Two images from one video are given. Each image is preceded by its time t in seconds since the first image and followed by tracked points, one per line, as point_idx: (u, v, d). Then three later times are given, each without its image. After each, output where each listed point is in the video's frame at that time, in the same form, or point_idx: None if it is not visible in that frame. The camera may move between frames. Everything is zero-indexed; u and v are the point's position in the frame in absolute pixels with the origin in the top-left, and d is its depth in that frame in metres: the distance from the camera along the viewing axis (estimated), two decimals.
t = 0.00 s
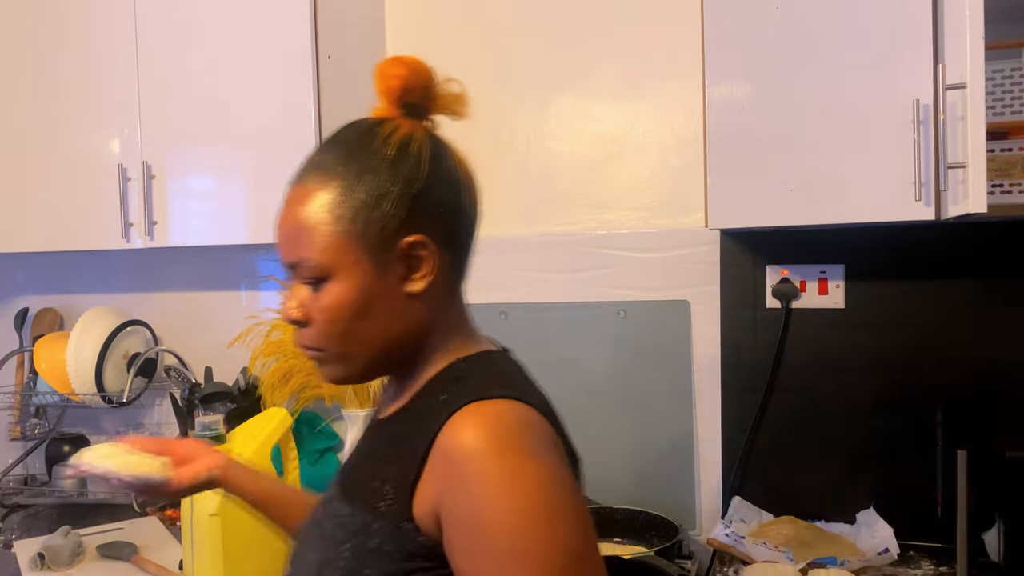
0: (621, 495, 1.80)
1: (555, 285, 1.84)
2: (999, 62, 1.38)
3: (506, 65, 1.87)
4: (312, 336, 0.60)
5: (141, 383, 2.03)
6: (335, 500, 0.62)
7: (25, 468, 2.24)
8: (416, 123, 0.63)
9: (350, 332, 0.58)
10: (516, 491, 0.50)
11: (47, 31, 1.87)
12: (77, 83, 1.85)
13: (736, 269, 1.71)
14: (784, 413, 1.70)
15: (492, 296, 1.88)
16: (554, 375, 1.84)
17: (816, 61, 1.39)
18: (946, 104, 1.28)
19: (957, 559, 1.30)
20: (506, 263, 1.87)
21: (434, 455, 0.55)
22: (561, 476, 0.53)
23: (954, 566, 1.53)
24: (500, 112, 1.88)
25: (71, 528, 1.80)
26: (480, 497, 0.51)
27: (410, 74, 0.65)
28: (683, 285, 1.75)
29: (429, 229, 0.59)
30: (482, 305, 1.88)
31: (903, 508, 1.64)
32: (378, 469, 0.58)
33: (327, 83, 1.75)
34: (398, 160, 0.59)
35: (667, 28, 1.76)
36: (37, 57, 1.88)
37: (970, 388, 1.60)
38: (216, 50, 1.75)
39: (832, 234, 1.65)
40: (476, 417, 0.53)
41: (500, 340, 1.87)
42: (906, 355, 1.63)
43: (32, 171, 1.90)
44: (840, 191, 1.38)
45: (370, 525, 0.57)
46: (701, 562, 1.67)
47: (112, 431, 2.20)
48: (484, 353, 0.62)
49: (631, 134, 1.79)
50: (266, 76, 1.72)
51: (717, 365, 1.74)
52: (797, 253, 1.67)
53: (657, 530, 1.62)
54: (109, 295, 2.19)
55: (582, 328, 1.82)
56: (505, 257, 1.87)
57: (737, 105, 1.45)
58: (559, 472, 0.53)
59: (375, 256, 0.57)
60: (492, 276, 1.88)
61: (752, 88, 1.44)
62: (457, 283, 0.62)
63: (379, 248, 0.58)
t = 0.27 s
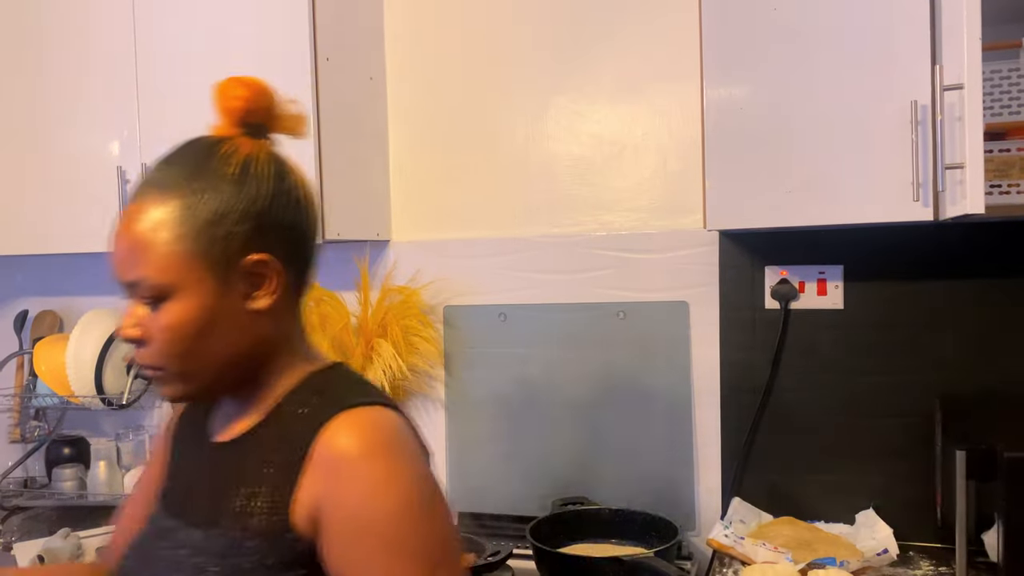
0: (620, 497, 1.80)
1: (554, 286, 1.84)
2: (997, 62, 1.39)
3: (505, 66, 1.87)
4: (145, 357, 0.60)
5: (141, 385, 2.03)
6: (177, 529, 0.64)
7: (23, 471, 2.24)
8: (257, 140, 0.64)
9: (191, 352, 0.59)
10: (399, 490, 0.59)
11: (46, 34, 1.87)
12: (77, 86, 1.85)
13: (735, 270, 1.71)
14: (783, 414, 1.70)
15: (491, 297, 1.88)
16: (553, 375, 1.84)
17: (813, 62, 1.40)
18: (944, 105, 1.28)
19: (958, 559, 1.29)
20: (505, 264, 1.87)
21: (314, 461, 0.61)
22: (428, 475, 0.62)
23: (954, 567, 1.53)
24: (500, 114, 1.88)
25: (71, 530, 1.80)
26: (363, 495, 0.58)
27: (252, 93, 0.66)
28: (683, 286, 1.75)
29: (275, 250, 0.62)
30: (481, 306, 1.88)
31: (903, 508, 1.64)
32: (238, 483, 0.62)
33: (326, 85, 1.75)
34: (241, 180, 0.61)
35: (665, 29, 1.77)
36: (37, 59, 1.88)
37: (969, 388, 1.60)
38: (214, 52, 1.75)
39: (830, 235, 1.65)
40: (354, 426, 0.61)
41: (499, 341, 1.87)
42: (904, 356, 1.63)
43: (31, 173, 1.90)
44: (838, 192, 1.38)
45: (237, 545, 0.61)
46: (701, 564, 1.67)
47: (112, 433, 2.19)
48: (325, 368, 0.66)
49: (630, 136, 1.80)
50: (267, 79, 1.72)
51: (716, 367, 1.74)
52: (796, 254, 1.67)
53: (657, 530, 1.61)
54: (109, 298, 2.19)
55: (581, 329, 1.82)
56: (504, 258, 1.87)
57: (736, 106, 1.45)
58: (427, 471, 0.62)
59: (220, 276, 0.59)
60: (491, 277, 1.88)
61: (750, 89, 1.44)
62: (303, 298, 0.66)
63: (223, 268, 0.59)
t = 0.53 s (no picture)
0: (617, 498, 1.80)
1: (550, 287, 1.84)
2: (991, 63, 1.38)
3: (501, 68, 1.87)
4: None
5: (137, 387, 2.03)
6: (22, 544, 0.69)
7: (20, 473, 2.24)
8: (78, 139, 0.71)
9: (33, 349, 0.67)
10: (273, 467, 0.70)
11: (41, 36, 1.87)
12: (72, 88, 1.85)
13: (731, 270, 1.71)
14: (779, 414, 1.70)
15: (487, 298, 1.88)
16: (549, 376, 1.84)
17: (807, 63, 1.40)
18: (938, 106, 1.29)
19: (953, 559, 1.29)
20: (501, 266, 1.87)
21: (180, 455, 0.69)
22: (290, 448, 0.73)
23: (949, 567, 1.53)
24: (496, 116, 1.88)
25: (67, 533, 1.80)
26: (235, 475, 0.68)
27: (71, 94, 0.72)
28: (678, 287, 1.75)
29: (109, 252, 0.70)
30: (477, 307, 1.88)
31: (899, 508, 1.64)
32: (93, 480, 0.69)
33: (321, 87, 1.75)
34: (67, 183, 0.68)
35: (660, 31, 1.77)
36: (31, 61, 1.88)
37: (964, 388, 1.60)
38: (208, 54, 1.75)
39: (825, 236, 1.65)
40: (220, 416, 0.70)
41: (495, 342, 1.87)
42: (900, 356, 1.63)
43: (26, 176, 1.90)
44: (832, 193, 1.39)
45: (106, 545, 0.67)
46: (698, 564, 1.67)
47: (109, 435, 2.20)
48: (163, 363, 0.74)
49: (625, 137, 1.80)
50: (263, 81, 1.72)
51: (712, 368, 1.74)
52: (792, 255, 1.67)
53: (653, 531, 1.61)
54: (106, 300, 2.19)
55: (577, 330, 1.82)
56: (500, 260, 1.87)
57: (730, 107, 1.45)
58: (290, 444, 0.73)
59: (50, 280, 0.67)
60: (487, 278, 1.88)
61: (744, 90, 1.44)
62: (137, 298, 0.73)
63: (55, 270, 0.67)
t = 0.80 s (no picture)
0: (612, 498, 1.80)
1: (545, 287, 1.84)
2: (983, 62, 1.38)
3: (495, 69, 1.87)
4: None
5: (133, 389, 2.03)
6: None
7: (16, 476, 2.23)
8: None
9: None
10: (158, 504, 0.65)
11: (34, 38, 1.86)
12: (65, 90, 1.84)
13: (726, 270, 1.72)
14: (773, 414, 1.70)
15: (482, 299, 1.88)
16: (544, 377, 1.84)
17: (800, 63, 1.40)
18: (930, 105, 1.29)
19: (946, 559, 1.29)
20: (496, 266, 1.87)
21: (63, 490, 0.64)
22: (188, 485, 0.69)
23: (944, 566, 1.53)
24: (490, 116, 1.88)
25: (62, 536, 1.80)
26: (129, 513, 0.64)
27: None
28: (673, 288, 1.76)
29: None
30: (472, 308, 1.88)
31: (893, 507, 1.65)
32: None
33: (315, 88, 1.75)
34: None
35: (654, 31, 1.77)
36: (24, 62, 1.88)
37: (958, 387, 1.60)
38: (202, 55, 1.75)
39: (820, 236, 1.66)
40: (105, 444, 0.65)
41: (490, 343, 1.87)
42: (894, 355, 1.63)
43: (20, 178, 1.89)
44: (826, 192, 1.39)
45: None
46: (693, 564, 1.67)
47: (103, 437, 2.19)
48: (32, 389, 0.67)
49: (620, 137, 1.80)
50: (257, 83, 1.72)
51: (707, 368, 1.74)
52: (786, 255, 1.68)
53: (648, 531, 1.61)
54: (101, 302, 2.19)
55: (572, 330, 1.82)
56: (495, 260, 1.87)
57: (723, 108, 1.45)
58: (185, 480, 0.69)
59: None
60: (482, 279, 1.88)
61: (737, 91, 1.44)
62: None
63: None
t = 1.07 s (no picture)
0: (607, 499, 1.80)
1: (539, 288, 1.84)
2: (975, 62, 1.38)
3: (488, 70, 1.87)
4: None
5: (126, 391, 2.02)
6: None
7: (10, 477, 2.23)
8: None
9: None
10: (36, 530, 0.59)
11: (27, 38, 1.86)
12: (59, 90, 1.84)
13: (720, 270, 1.72)
14: (767, 415, 1.70)
15: (477, 300, 1.88)
16: (538, 378, 1.84)
17: (793, 62, 1.40)
18: (922, 105, 1.29)
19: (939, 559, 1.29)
20: (490, 267, 1.87)
21: None
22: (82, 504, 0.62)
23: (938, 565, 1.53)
24: (484, 117, 1.88)
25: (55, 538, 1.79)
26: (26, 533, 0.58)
27: None
28: (668, 288, 1.76)
29: None
30: (467, 309, 1.88)
31: (888, 506, 1.65)
32: None
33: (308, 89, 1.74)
34: None
35: (648, 31, 1.77)
36: (16, 64, 1.87)
37: (952, 386, 1.61)
38: (195, 56, 1.74)
39: (814, 235, 1.66)
40: (6, 455, 0.59)
41: (484, 344, 1.87)
42: (887, 355, 1.63)
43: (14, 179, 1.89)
44: (819, 192, 1.39)
45: None
46: (688, 564, 1.67)
47: (97, 439, 2.19)
48: None
49: (613, 137, 1.80)
50: (250, 84, 1.71)
51: (701, 368, 1.74)
52: (780, 254, 1.68)
53: (643, 531, 1.61)
54: (95, 303, 2.18)
55: (567, 331, 1.82)
56: (489, 261, 1.87)
57: (716, 108, 1.45)
58: (86, 501, 0.62)
59: None
60: (477, 280, 1.88)
61: (731, 91, 1.44)
62: None
63: None
